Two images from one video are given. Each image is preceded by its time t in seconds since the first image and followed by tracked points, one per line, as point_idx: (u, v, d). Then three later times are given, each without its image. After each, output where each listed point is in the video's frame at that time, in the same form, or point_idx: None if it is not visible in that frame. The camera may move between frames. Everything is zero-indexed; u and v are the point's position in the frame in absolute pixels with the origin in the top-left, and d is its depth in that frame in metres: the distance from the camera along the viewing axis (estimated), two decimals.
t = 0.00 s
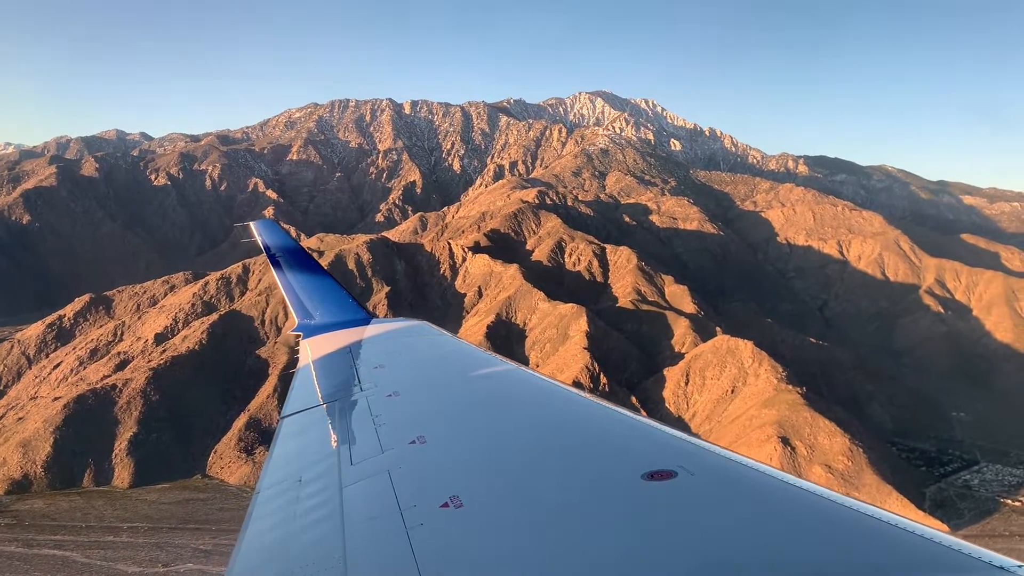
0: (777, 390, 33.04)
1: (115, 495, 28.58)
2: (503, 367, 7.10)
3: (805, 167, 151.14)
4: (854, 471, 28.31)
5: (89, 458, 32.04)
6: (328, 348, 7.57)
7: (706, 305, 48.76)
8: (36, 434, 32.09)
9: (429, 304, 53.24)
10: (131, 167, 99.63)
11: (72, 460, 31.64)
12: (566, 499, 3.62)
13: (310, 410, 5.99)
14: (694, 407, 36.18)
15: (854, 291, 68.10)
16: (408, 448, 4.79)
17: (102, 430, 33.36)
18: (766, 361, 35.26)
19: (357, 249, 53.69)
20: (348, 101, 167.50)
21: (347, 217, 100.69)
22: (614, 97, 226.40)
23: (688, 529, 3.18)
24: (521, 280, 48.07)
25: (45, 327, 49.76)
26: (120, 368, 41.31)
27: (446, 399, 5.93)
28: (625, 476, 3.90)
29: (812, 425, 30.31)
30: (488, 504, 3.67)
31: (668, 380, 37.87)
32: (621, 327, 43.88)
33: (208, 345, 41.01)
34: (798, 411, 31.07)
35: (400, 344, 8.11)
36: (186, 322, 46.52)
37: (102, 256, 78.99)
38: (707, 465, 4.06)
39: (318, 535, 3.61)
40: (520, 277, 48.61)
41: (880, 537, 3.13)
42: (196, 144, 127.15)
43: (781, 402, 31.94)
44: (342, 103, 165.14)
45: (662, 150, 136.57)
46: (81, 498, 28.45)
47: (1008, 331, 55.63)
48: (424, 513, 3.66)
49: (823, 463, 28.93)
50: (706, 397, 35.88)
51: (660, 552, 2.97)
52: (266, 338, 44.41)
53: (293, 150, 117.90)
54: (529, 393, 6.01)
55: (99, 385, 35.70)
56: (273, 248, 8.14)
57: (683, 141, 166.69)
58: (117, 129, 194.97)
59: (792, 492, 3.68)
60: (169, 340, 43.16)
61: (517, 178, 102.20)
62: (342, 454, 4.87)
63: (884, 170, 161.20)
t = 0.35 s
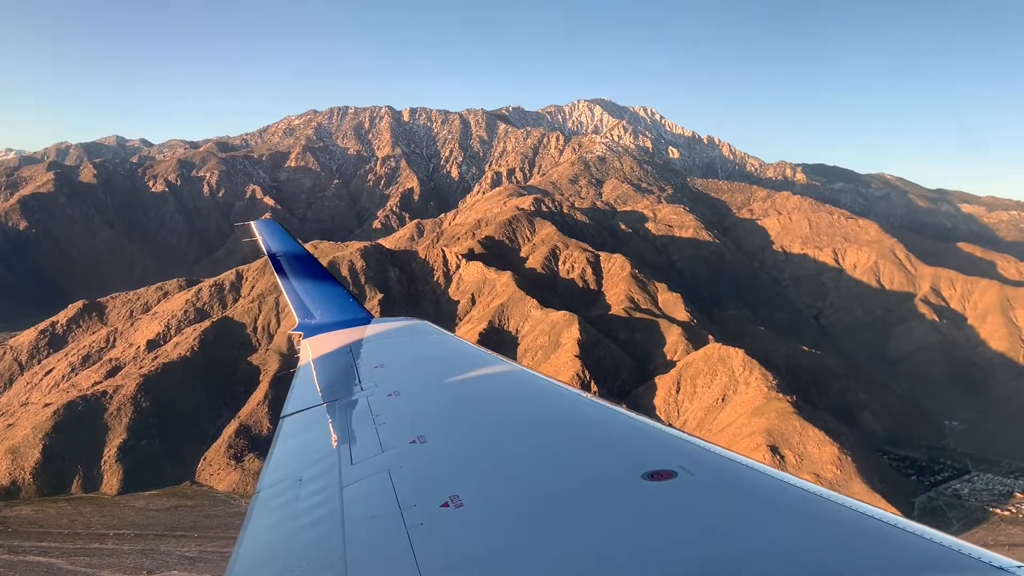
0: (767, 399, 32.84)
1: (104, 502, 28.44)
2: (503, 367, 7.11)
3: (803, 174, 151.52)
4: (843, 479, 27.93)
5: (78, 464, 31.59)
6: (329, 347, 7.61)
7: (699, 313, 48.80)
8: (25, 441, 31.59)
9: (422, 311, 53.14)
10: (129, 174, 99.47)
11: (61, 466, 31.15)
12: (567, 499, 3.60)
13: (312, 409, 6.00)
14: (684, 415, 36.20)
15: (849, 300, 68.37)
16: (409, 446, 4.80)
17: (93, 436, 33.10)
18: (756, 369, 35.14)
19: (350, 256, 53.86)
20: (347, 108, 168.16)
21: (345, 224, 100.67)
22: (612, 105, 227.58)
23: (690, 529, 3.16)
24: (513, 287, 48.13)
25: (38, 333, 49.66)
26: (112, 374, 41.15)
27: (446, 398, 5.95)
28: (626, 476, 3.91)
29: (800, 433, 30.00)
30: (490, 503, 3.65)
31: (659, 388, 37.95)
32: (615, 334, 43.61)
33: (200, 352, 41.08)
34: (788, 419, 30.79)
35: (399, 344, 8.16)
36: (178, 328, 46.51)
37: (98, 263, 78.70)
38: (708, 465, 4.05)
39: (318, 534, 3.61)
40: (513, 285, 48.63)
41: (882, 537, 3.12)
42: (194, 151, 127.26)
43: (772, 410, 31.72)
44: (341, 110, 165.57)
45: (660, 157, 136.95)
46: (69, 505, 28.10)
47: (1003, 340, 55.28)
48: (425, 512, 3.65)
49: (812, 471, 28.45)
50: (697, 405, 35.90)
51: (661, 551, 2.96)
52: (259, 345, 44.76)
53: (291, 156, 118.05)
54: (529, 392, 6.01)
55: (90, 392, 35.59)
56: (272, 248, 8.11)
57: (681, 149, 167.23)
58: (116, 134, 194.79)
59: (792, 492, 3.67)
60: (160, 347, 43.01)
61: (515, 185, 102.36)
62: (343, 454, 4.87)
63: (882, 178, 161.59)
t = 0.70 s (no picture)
0: (757, 407, 32.78)
1: (92, 510, 28.42)
2: (505, 367, 7.12)
3: (801, 182, 151.68)
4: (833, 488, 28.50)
5: (67, 472, 31.69)
6: (329, 348, 7.67)
7: (692, 322, 48.83)
8: (15, 449, 31.63)
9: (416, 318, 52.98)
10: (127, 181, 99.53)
11: (51, 474, 31.30)
12: (566, 500, 3.65)
13: (314, 410, 6.07)
14: (676, 424, 35.74)
15: (845, 308, 68.35)
16: (410, 447, 4.84)
17: (82, 444, 33.09)
18: (748, 378, 34.97)
19: (346, 263, 54.41)
20: (346, 115, 168.58)
21: (342, 231, 100.66)
22: (611, 113, 228.43)
23: (688, 529, 3.19)
24: (506, 295, 48.24)
25: (30, 341, 49.70)
26: (103, 382, 41.08)
27: (448, 399, 5.98)
28: (627, 476, 3.94)
29: (791, 442, 30.09)
30: (490, 503, 3.69)
31: (651, 398, 37.57)
32: (608, 343, 43.29)
33: (192, 360, 40.95)
34: (778, 428, 30.79)
35: (400, 344, 8.20)
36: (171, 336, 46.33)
37: (94, 271, 78.67)
38: (709, 465, 4.07)
39: (319, 536, 3.66)
40: (506, 292, 48.64)
41: (882, 538, 3.12)
42: (192, 158, 127.35)
43: (763, 419, 31.68)
44: (339, 118, 166.07)
45: (657, 166, 137.20)
46: (58, 513, 28.23)
47: (998, 349, 56.31)
48: (425, 514, 3.69)
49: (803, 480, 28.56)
50: (689, 413, 35.60)
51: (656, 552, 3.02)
52: (250, 353, 44.25)
53: (289, 164, 118.32)
54: (532, 393, 6.02)
55: (80, 400, 35.45)
56: (273, 249, 8.18)
57: (679, 157, 167.74)
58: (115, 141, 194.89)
59: (792, 492, 3.69)
60: (153, 355, 42.94)
61: (512, 192, 102.46)
62: (344, 454, 4.93)
63: (881, 185, 161.70)
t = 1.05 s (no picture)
0: (748, 413, 32.66)
1: (79, 517, 28.25)
2: (506, 369, 7.16)
3: (799, 188, 151.94)
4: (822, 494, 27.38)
5: (57, 478, 31.51)
6: (331, 348, 7.87)
7: (686, 327, 48.84)
8: (5, 454, 31.38)
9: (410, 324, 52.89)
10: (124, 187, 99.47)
11: (40, 480, 31.12)
12: (568, 502, 3.66)
13: (314, 411, 6.13)
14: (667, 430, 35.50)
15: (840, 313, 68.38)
16: (410, 449, 4.88)
17: (72, 450, 32.95)
18: (739, 384, 34.96)
19: (338, 270, 53.62)
20: (343, 121, 168.63)
21: (339, 237, 100.53)
22: (609, 119, 229.33)
23: (691, 530, 3.23)
24: (500, 301, 48.33)
25: (23, 346, 49.64)
26: (94, 388, 40.92)
27: (448, 402, 6.02)
28: (629, 478, 3.97)
29: (780, 448, 29.73)
30: (493, 504, 3.74)
31: (643, 404, 37.48)
32: (600, 348, 43.62)
33: (183, 366, 40.81)
34: (768, 435, 30.59)
35: (401, 345, 8.27)
36: (163, 341, 45.98)
37: (90, 277, 78.62)
38: (709, 468, 4.11)
39: (319, 536, 3.69)
40: (499, 299, 48.72)
41: (884, 541, 3.15)
42: (190, 163, 127.47)
43: (752, 425, 31.54)
44: (337, 124, 166.38)
45: (655, 172, 137.45)
46: (45, 519, 28.08)
47: (992, 353, 56.77)
48: (427, 514, 3.73)
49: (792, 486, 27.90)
50: (680, 420, 35.37)
51: (652, 551, 3.06)
52: (241, 359, 44.13)
53: (287, 170, 118.45)
54: (532, 396, 6.07)
55: (70, 407, 35.38)
56: (275, 252, 8.33)
57: (677, 163, 168.12)
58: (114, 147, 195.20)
59: (790, 492, 3.76)
60: (144, 361, 42.80)
61: (509, 198, 102.57)
62: (346, 456, 4.97)
63: (879, 190, 161.98)
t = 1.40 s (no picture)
0: (738, 416, 32.77)
1: (67, 519, 28.85)
2: (506, 367, 7.23)
3: (797, 191, 151.28)
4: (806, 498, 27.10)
5: (45, 481, 32.12)
6: (333, 347, 8.08)
7: (678, 331, 48.73)
8: None
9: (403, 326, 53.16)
10: (121, 190, 100.28)
11: (28, 483, 31.75)
12: (568, 499, 3.71)
13: (315, 410, 6.24)
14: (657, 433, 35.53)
15: (837, 316, 67.89)
16: (411, 447, 4.96)
17: (61, 454, 33.53)
18: (729, 388, 34.96)
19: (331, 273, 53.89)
20: (341, 125, 169.73)
21: (336, 239, 101.07)
22: (607, 123, 229.44)
23: (690, 530, 3.26)
24: (491, 304, 48.61)
25: (14, 350, 50.64)
26: (84, 392, 41.67)
27: (450, 400, 6.10)
28: (628, 477, 4.00)
29: (769, 452, 29.84)
30: (494, 503, 3.78)
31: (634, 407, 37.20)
32: (591, 352, 43.76)
33: (174, 368, 41.38)
34: (757, 439, 30.70)
35: (401, 343, 8.40)
36: (153, 345, 46.93)
37: (86, 279, 79.59)
38: (710, 466, 4.12)
39: (321, 536, 3.77)
40: (491, 302, 48.95)
41: (885, 539, 3.15)
42: (187, 167, 128.37)
43: (741, 430, 31.67)
44: (335, 127, 167.34)
45: (651, 175, 137.22)
46: (31, 522, 28.78)
47: (987, 358, 57.36)
48: (428, 513, 3.78)
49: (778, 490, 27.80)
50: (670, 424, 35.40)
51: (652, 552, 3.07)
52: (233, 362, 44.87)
53: (284, 173, 119.55)
54: (534, 393, 6.13)
55: (60, 410, 36.05)
56: (280, 254, 8.49)
57: (675, 166, 167.92)
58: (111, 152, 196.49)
59: (792, 491, 3.75)
60: (135, 364, 43.53)
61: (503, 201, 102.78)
62: (347, 455, 5.06)
63: (878, 194, 161.08)
